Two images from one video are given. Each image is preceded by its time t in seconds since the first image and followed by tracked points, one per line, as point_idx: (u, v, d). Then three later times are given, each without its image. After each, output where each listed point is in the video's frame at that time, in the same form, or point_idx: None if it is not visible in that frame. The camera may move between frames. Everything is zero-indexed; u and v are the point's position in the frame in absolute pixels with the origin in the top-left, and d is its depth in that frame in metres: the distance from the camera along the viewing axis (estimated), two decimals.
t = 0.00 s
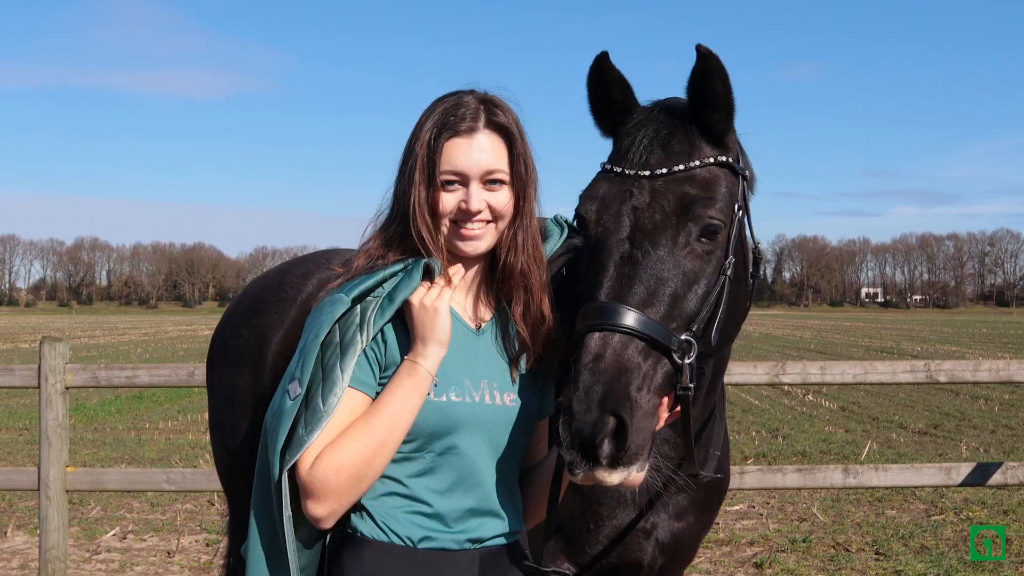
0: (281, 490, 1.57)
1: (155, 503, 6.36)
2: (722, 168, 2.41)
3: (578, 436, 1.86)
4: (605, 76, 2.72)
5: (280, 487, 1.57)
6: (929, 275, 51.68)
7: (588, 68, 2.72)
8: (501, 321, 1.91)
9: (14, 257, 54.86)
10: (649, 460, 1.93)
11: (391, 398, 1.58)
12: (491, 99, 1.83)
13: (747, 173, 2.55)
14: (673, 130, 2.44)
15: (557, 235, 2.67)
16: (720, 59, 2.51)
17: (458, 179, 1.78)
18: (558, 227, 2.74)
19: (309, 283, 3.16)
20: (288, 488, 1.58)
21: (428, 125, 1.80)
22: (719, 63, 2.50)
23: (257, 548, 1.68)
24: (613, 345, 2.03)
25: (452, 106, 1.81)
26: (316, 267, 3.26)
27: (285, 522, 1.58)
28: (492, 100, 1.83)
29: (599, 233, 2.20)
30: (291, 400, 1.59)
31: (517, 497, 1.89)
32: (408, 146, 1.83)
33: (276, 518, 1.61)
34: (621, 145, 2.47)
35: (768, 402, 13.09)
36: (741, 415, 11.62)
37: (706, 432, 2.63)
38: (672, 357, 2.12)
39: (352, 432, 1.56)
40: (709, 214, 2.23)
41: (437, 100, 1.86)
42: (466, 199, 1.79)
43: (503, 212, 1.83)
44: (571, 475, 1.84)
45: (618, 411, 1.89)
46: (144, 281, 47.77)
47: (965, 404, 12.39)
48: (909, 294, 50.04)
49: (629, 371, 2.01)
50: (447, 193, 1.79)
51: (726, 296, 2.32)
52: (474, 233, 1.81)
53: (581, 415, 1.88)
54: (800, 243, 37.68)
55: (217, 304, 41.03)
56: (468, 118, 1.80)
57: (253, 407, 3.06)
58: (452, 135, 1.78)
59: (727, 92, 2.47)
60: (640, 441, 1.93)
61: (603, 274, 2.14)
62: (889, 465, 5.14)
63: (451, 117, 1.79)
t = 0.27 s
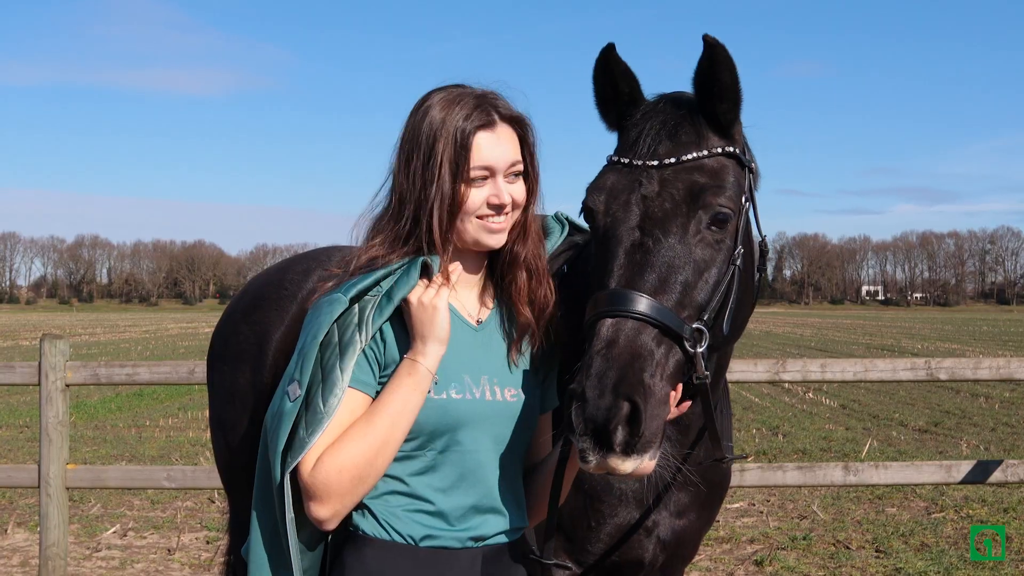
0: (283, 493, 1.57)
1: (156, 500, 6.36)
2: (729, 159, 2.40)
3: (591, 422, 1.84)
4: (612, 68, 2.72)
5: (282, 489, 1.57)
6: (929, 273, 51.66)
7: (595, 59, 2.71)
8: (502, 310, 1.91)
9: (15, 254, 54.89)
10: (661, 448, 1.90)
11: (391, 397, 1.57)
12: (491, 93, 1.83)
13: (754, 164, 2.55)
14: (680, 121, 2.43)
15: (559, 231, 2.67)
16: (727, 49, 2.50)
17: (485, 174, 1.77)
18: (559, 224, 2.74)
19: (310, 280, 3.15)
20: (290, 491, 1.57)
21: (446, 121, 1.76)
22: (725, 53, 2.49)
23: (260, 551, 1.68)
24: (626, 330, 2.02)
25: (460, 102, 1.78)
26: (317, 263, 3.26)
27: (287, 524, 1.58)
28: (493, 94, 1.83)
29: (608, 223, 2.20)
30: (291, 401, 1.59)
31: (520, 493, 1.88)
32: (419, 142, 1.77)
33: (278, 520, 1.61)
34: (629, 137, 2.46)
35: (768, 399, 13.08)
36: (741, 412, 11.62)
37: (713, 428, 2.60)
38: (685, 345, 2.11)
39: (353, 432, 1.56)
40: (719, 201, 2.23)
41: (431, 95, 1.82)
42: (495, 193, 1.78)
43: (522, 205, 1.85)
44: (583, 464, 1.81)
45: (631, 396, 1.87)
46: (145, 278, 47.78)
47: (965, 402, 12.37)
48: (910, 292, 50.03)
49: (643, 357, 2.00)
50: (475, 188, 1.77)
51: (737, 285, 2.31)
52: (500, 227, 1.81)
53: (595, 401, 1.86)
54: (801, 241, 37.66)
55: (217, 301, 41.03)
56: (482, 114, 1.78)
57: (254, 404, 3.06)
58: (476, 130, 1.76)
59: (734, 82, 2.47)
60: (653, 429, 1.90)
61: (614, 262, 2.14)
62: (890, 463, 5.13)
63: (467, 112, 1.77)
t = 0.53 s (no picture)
0: (287, 494, 1.56)
1: (156, 497, 6.36)
2: (733, 156, 2.39)
3: (594, 423, 1.83)
4: (615, 64, 2.71)
5: (285, 489, 1.57)
6: (930, 270, 51.64)
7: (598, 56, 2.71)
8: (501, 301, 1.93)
9: (15, 251, 54.89)
10: (664, 449, 1.89)
11: (394, 393, 1.57)
12: (487, 91, 1.85)
13: (757, 160, 2.54)
14: (684, 118, 2.42)
15: (560, 227, 2.66)
16: (731, 46, 2.49)
17: (501, 170, 1.81)
18: (559, 220, 2.73)
19: (310, 276, 3.15)
20: (294, 492, 1.57)
21: (459, 123, 1.76)
22: (730, 49, 2.49)
23: (263, 552, 1.67)
24: (630, 331, 2.01)
25: (464, 103, 1.79)
26: (317, 260, 3.25)
27: (291, 526, 1.57)
28: (489, 92, 1.85)
29: (612, 222, 2.19)
30: (293, 401, 1.57)
31: (524, 489, 1.88)
32: (432, 147, 1.75)
33: (282, 521, 1.60)
34: (633, 134, 2.45)
35: (768, 396, 13.07)
36: (742, 409, 11.62)
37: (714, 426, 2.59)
38: (688, 345, 2.10)
39: (357, 430, 1.56)
40: (722, 200, 2.22)
41: (429, 98, 1.80)
42: (511, 189, 1.83)
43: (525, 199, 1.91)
44: (586, 464, 1.81)
45: (635, 397, 1.86)
46: (145, 275, 47.80)
47: (965, 399, 12.35)
48: (910, 289, 50.02)
49: (647, 357, 1.99)
50: (494, 185, 1.80)
51: (740, 284, 2.31)
52: (511, 223, 1.87)
53: (598, 402, 1.85)
54: (801, 238, 37.63)
55: (217, 298, 41.03)
56: (489, 112, 1.80)
57: (254, 401, 3.06)
58: (489, 130, 1.78)
59: (738, 78, 2.46)
60: (657, 430, 1.90)
61: (618, 262, 2.14)
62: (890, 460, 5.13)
63: (476, 112, 1.78)
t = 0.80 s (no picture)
0: (290, 494, 1.56)
1: (158, 495, 6.37)
2: (738, 155, 2.38)
3: (599, 422, 1.82)
4: (619, 63, 2.69)
5: (288, 490, 1.56)
6: (931, 268, 51.60)
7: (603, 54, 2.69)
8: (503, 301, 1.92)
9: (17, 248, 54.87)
10: (669, 448, 1.88)
11: (396, 393, 1.56)
12: (498, 93, 1.84)
13: (762, 159, 2.52)
14: (688, 117, 2.41)
15: (561, 225, 2.65)
16: (737, 46, 2.48)
17: (509, 175, 1.80)
18: (560, 218, 2.72)
19: (312, 275, 3.14)
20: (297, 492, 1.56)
21: (469, 126, 1.75)
22: (735, 49, 2.48)
23: (264, 552, 1.66)
24: (634, 330, 2.00)
25: (475, 106, 1.78)
26: (319, 258, 3.25)
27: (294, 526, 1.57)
28: (500, 95, 1.84)
29: (616, 221, 2.19)
30: (295, 401, 1.57)
31: (526, 487, 1.87)
32: (441, 148, 1.74)
33: (284, 521, 1.60)
34: (637, 134, 2.44)
35: (770, 394, 13.06)
36: (743, 407, 11.62)
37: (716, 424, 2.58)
38: (692, 345, 2.09)
39: (360, 429, 1.55)
40: (727, 199, 2.22)
41: (440, 98, 1.78)
42: (516, 193, 1.83)
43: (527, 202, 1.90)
44: (590, 461, 1.81)
45: (639, 396, 1.86)
46: (147, 273, 47.83)
47: (967, 397, 12.35)
48: (912, 287, 49.98)
49: (651, 356, 1.98)
50: (500, 190, 1.80)
51: (745, 283, 2.30)
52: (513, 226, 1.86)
53: (603, 401, 1.85)
54: (803, 236, 37.57)
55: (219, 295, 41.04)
56: (500, 115, 1.79)
57: (256, 399, 3.05)
58: (500, 134, 1.78)
59: (743, 78, 2.45)
60: (661, 429, 1.89)
61: (622, 261, 2.13)
62: (891, 458, 5.12)
63: (487, 115, 1.77)
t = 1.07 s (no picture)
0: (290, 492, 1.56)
1: (160, 494, 6.37)
2: (738, 152, 2.38)
3: (604, 420, 1.82)
4: (619, 61, 2.69)
5: (289, 488, 1.57)
6: (933, 265, 51.56)
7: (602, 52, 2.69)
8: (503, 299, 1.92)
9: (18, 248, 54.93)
10: (674, 445, 1.88)
11: (397, 391, 1.57)
12: (499, 92, 1.84)
13: (762, 156, 2.53)
14: (688, 115, 2.41)
15: (561, 223, 2.65)
16: (737, 43, 2.48)
17: (508, 175, 1.80)
18: (561, 216, 2.72)
19: (313, 273, 3.15)
20: (297, 490, 1.57)
21: (468, 124, 1.75)
22: (735, 47, 2.48)
23: (265, 548, 1.67)
24: (638, 328, 2.00)
25: (475, 104, 1.78)
26: (320, 256, 3.25)
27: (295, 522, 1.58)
28: (501, 94, 1.84)
29: (618, 219, 2.19)
30: (296, 399, 1.57)
31: (527, 483, 1.87)
32: (439, 147, 1.74)
33: (285, 519, 1.61)
34: (637, 132, 2.44)
35: (771, 392, 13.05)
36: (745, 405, 11.62)
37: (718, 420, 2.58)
38: (695, 342, 2.09)
39: (361, 428, 1.55)
40: (728, 197, 2.22)
41: (441, 95, 1.79)
42: (515, 193, 1.83)
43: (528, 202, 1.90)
44: (596, 459, 1.81)
45: (645, 394, 1.86)
46: (148, 272, 47.84)
47: (969, 394, 12.34)
48: (914, 284, 49.94)
49: (655, 354, 1.98)
50: (499, 189, 1.80)
51: (747, 280, 2.30)
52: (513, 226, 1.86)
53: (607, 398, 1.85)
54: (805, 233, 37.52)
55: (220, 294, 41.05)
56: (500, 114, 1.79)
57: (257, 397, 3.05)
58: (498, 133, 1.77)
59: (743, 76, 2.45)
60: (666, 427, 1.89)
61: (624, 259, 2.13)
62: (893, 455, 5.11)
63: (486, 114, 1.77)
